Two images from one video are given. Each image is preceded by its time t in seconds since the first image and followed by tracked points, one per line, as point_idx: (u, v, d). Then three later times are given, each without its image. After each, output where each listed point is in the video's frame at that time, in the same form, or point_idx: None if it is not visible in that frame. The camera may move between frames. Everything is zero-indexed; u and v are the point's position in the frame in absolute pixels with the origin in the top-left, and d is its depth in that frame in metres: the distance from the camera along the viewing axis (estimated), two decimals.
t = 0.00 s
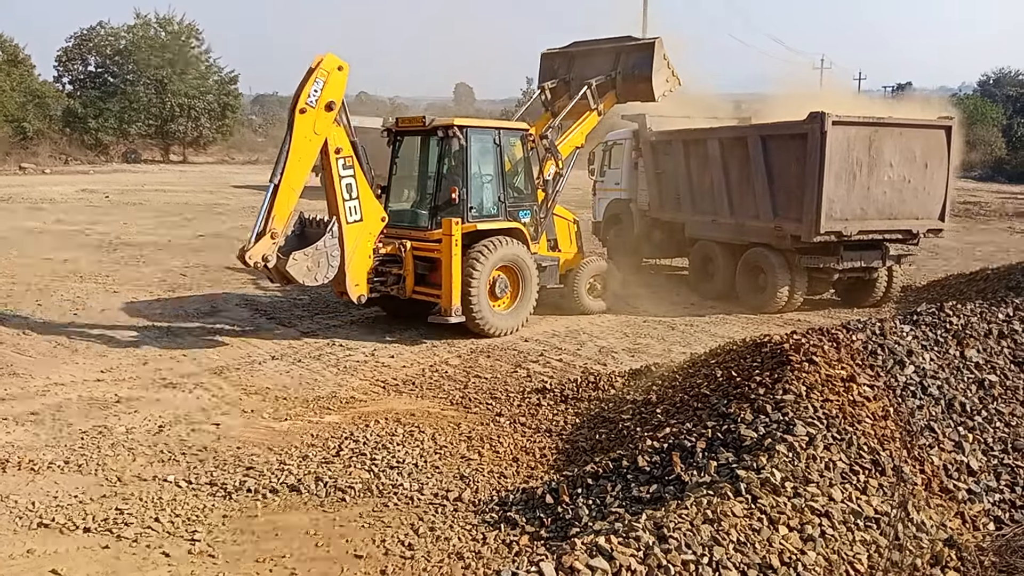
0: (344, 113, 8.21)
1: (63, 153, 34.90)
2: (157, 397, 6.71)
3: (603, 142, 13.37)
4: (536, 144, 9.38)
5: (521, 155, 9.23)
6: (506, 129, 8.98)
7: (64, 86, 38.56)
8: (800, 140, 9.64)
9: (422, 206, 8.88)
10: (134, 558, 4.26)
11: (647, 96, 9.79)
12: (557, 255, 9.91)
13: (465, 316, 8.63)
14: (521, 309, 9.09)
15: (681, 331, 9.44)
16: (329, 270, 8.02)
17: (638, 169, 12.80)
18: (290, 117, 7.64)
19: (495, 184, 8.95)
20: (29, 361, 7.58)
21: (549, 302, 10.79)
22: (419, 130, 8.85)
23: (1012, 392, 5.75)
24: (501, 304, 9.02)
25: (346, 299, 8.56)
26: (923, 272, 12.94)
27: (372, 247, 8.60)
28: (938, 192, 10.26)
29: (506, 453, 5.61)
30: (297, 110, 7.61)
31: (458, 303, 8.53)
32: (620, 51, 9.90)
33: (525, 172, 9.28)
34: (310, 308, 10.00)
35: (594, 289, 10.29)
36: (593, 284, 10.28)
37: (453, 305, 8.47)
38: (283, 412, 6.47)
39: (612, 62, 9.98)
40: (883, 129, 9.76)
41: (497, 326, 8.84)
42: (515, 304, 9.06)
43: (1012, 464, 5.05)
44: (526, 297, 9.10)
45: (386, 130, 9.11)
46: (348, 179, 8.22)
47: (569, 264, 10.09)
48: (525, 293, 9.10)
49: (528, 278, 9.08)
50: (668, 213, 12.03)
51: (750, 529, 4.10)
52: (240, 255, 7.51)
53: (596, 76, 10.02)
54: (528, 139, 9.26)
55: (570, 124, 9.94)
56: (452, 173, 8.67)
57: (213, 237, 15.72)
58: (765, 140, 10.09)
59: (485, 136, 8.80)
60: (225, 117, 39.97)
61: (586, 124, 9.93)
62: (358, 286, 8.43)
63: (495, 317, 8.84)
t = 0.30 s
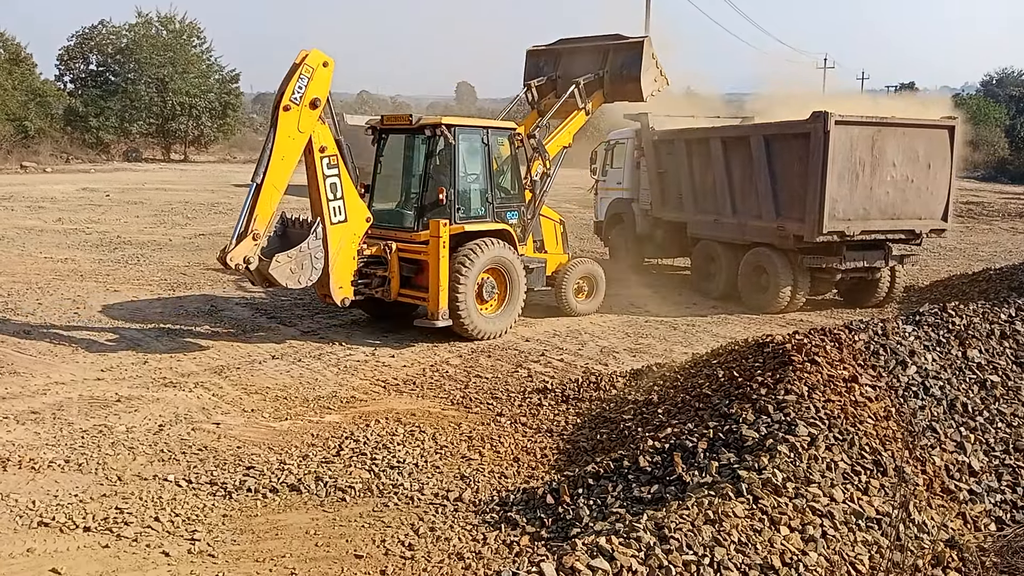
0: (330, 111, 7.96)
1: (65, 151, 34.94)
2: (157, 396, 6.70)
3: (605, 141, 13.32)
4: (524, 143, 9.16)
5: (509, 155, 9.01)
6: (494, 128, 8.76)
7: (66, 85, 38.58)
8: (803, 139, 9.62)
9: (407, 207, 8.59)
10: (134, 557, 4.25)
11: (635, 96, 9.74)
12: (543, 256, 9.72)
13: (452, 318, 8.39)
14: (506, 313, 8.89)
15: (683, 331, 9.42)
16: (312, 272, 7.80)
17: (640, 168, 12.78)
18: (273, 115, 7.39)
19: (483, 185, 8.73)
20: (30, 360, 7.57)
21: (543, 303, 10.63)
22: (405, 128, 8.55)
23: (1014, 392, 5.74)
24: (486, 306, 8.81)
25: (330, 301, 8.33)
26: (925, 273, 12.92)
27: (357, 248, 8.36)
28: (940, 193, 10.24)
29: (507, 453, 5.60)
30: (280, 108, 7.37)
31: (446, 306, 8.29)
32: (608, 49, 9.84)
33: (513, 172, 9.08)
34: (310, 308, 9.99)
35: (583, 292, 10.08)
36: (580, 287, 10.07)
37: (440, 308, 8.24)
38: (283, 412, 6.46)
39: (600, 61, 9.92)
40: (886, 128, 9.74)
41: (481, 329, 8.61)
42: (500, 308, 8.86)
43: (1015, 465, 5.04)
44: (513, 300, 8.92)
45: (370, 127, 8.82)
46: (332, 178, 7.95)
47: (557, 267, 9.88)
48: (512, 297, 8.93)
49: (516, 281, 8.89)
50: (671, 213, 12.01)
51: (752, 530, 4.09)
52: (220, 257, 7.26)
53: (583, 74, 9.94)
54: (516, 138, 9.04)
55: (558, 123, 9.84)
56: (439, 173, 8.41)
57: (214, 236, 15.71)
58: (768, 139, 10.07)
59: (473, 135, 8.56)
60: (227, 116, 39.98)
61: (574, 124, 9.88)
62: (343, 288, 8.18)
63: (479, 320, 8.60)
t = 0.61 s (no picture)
0: (316, 109, 7.76)
1: (67, 151, 35.03)
2: (160, 395, 6.71)
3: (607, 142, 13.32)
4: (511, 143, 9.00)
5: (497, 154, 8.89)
6: (482, 127, 8.63)
7: (68, 84, 38.62)
8: (805, 140, 9.62)
9: (394, 207, 8.48)
10: (136, 556, 4.26)
11: (621, 96, 9.71)
12: (531, 258, 9.62)
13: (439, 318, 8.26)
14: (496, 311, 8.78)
15: (684, 332, 9.42)
16: (297, 275, 7.64)
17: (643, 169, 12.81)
18: (257, 113, 7.19)
19: (471, 185, 8.60)
20: (32, 359, 7.58)
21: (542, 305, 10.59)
22: (391, 126, 8.44)
23: (1016, 395, 5.74)
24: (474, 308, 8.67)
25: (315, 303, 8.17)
26: (927, 274, 12.92)
27: (343, 250, 8.17)
28: (942, 195, 10.25)
29: (509, 453, 5.60)
30: (263, 105, 7.18)
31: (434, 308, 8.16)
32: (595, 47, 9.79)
33: (501, 172, 8.95)
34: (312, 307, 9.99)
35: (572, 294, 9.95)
36: (569, 288, 9.95)
37: (429, 310, 8.12)
38: (286, 412, 6.47)
39: (586, 60, 9.85)
40: (888, 130, 9.74)
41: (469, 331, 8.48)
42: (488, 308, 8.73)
43: (1017, 467, 5.04)
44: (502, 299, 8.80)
45: (356, 126, 8.72)
46: (317, 178, 7.77)
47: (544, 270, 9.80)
48: (500, 298, 8.80)
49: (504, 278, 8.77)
50: (673, 214, 12.01)
51: (753, 531, 4.09)
52: (203, 259, 7.11)
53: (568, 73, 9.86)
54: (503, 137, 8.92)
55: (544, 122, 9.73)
56: (427, 173, 8.28)
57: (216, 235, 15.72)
58: (770, 140, 10.07)
59: (461, 135, 8.43)
60: (230, 115, 39.99)
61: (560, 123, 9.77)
62: (328, 291, 8.02)
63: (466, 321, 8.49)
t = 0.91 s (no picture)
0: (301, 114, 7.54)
1: (75, 156, 35.25)
2: (165, 400, 6.72)
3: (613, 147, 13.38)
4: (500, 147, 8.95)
5: (485, 160, 8.75)
6: (470, 132, 8.50)
7: (76, 89, 38.79)
8: (811, 146, 9.61)
9: (382, 214, 8.31)
10: (141, 561, 4.26)
11: (610, 102, 9.77)
12: (521, 264, 9.46)
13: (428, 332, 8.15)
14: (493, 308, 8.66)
15: (689, 338, 9.40)
16: (283, 285, 7.33)
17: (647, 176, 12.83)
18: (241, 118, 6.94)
19: (460, 191, 8.45)
20: (38, 363, 7.60)
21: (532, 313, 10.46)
22: (378, 132, 8.26)
23: (1022, 403, 5.72)
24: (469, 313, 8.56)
25: (301, 314, 7.89)
26: (933, 281, 12.89)
27: (330, 259, 7.93)
28: (948, 202, 10.22)
29: (513, 459, 5.59)
30: (248, 111, 6.93)
31: (424, 317, 8.02)
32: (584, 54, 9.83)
33: (490, 177, 8.80)
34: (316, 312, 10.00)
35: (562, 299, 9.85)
36: (559, 294, 9.86)
37: (419, 320, 7.98)
38: (290, 417, 6.47)
39: (574, 67, 9.88)
40: (894, 136, 9.72)
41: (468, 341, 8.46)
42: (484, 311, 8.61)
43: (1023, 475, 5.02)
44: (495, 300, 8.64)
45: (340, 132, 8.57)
46: (304, 185, 7.53)
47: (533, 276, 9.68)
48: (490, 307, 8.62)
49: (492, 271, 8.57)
50: (678, 220, 12.01)
51: (758, 538, 4.07)
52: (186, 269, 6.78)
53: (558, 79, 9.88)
54: (491, 142, 8.80)
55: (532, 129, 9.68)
56: (415, 179, 8.11)
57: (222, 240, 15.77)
58: (775, 147, 10.07)
59: (450, 139, 8.28)
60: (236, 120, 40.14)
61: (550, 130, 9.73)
62: (315, 301, 7.75)
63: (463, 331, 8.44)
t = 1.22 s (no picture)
0: (292, 115, 7.36)
1: (85, 161, 35.50)
2: (172, 404, 6.74)
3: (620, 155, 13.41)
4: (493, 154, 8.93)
5: (478, 167, 8.63)
6: (464, 138, 8.37)
7: (85, 94, 39.01)
8: (818, 154, 9.59)
9: (373, 221, 8.20)
10: (146, 564, 4.27)
11: (605, 113, 9.74)
12: (512, 272, 9.40)
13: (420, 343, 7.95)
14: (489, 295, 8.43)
15: (695, 346, 9.39)
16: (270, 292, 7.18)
17: (653, 185, 12.86)
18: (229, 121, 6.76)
19: (452, 198, 8.31)
20: (45, 366, 7.63)
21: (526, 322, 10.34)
22: (370, 136, 8.14)
23: None
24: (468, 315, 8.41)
25: (289, 321, 7.73)
26: (941, 291, 12.85)
27: (319, 266, 7.76)
28: (956, 211, 10.21)
29: (519, 466, 5.59)
30: (237, 113, 6.74)
31: (416, 326, 7.82)
32: (579, 64, 9.82)
33: (483, 184, 8.69)
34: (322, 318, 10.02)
35: (552, 308, 9.72)
36: (550, 304, 9.71)
37: (411, 328, 7.76)
38: (296, 422, 6.48)
39: (569, 77, 9.88)
40: (902, 145, 9.71)
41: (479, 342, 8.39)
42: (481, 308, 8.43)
43: None
44: (486, 295, 8.40)
45: (330, 135, 8.43)
46: (293, 190, 7.35)
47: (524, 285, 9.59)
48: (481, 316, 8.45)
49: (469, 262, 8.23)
50: (685, 227, 12.01)
51: (763, 548, 4.06)
52: (170, 275, 6.64)
53: (553, 88, 9.87)
54: (484, 149, 8.67)
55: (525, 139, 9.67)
56: (407, 185, 7.98)
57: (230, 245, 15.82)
58: (783, 155, 10.05)
59: (442, 145, 8.15)
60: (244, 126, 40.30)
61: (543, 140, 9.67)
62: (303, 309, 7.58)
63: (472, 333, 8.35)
